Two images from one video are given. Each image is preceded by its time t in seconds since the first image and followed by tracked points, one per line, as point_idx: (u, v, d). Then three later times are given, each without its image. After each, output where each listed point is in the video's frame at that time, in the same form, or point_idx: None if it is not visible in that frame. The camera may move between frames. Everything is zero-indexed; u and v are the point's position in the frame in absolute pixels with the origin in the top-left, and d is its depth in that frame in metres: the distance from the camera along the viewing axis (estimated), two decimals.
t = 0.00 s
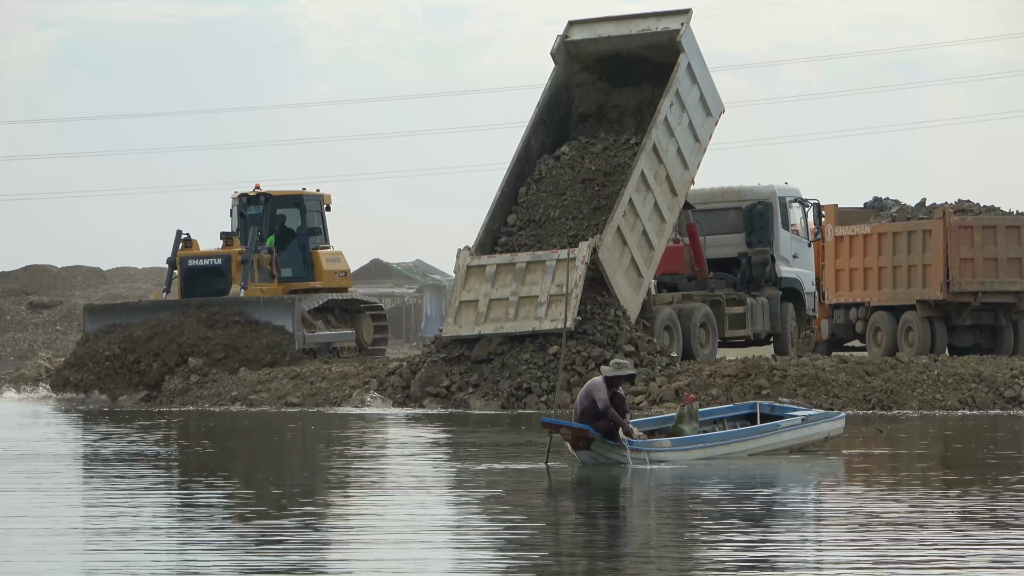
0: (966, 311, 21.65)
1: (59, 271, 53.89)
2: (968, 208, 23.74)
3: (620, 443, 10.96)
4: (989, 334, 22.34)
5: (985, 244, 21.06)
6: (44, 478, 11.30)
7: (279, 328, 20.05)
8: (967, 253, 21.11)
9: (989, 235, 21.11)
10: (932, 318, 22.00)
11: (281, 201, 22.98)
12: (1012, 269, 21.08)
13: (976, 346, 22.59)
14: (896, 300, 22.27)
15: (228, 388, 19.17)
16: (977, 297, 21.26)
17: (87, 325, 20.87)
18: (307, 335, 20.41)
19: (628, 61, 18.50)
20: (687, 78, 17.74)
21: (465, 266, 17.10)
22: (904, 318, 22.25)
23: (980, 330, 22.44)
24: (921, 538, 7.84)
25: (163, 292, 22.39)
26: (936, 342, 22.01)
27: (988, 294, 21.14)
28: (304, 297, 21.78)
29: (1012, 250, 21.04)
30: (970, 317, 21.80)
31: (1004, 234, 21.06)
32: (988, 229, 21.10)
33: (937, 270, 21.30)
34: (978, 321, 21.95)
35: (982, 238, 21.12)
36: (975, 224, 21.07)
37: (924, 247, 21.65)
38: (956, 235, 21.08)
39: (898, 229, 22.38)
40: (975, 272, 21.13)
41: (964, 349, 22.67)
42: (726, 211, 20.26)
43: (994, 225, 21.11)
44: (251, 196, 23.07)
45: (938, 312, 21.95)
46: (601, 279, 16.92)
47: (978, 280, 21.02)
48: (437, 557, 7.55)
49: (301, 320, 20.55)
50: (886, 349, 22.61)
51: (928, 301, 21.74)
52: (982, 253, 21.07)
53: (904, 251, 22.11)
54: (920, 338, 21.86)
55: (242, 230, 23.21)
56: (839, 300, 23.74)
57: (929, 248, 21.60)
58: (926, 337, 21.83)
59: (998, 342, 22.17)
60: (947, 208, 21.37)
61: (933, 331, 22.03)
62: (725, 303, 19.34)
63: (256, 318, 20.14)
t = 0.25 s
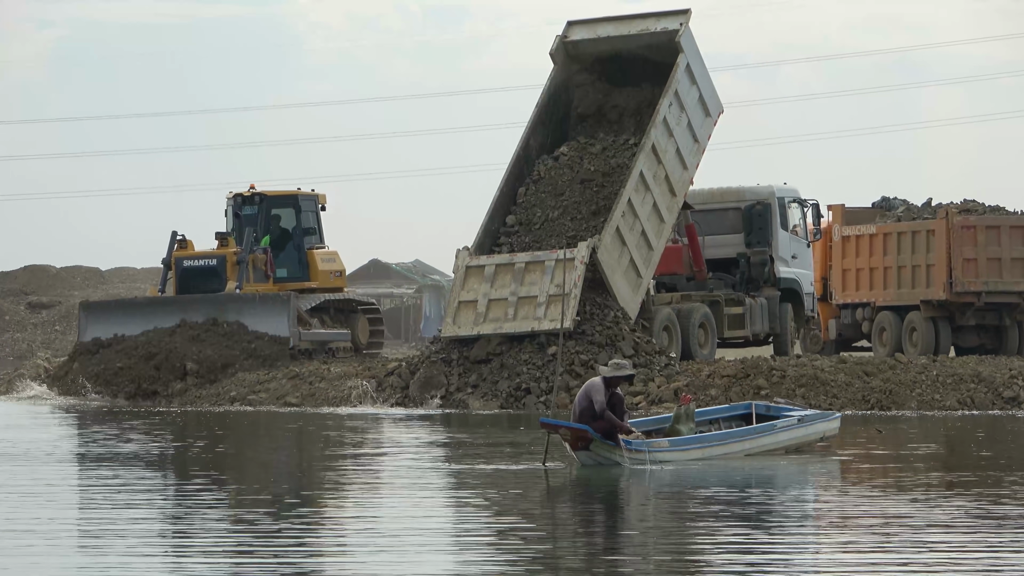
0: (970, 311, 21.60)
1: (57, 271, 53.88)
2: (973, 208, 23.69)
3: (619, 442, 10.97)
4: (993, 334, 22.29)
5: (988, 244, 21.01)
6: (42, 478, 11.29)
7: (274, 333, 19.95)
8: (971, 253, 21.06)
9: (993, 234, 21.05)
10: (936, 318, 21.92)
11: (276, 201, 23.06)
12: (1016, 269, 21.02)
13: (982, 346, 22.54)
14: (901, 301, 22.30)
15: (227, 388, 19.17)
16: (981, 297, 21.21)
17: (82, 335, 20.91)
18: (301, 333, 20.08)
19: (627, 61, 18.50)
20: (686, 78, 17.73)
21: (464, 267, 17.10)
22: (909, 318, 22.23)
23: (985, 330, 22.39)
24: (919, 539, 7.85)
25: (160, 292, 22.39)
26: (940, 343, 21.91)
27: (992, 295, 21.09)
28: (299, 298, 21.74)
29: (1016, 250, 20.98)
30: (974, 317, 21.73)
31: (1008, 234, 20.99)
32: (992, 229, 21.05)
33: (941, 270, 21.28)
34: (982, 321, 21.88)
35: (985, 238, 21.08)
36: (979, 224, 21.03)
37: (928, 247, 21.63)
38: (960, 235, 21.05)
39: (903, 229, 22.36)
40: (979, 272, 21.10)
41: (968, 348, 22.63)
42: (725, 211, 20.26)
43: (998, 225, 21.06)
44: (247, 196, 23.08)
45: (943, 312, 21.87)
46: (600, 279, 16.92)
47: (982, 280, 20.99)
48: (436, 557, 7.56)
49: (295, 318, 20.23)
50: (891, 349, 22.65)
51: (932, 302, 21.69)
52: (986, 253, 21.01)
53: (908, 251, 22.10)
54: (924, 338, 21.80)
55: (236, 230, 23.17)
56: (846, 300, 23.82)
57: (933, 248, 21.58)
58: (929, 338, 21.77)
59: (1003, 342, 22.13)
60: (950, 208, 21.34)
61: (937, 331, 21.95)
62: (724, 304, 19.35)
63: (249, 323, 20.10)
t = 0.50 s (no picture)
0: (971, 310, 21.60)
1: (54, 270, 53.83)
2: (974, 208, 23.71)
3: (616, 443, 10.96)
4: (996, 334, 22.28)
5: (989, 244, 21.04)
6: (37, 478, 11.26)
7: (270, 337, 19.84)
8: (971, 253, 21.08)
9: (994, 234, 21.07)
10: (938, 317, 21.87)
11: (274, 200, 22.98)
12: (1018, 268, 21.04)
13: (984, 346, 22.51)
14: (903, 300, 22.30)
15: (226, 388, 19.18)
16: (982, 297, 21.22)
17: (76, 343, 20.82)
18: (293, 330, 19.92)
19: (625, 61, 18.50)
20: (684, 77, 17.71)
21: (461, 266, 17.11)
22: (911, 317, 22.21)
23: (987, 330, 22.38)
24: (917, 538, 7.84)
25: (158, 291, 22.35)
26: (942, 342, 21.81)
27: (994, 294, 21.09)
28: (297, 297, 21.75)
29: (1018, 250, 21.01)
30: (975, 316, 21.72)
31: (1009, 233, 21.03)
32: (993, 228, 21.09)
33: (942, 270, 21.30)
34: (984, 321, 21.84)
35: (986, 237, 21.11)
36: (979, 223, 21.08)
37: (930, 246, 21.65)
38: (961, 234, 21.08)
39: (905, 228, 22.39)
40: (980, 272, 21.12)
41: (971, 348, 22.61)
42: (722, 211, 20.26)
43: (999, 225, 21.09)
44: (244, 196, 23.02)
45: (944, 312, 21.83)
46: (598, 278, 16.91)
47: (982, 279, 21.00)
48: (433, 557, 7.54)
49: (293, 319, 20.16)
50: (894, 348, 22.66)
51: (934, 301, 21.67)
52: (986, 253, 21.04)
53: (910, 251, 22.12)
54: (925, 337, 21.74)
55: (234, 230, 23.11)
56: (850, 300, 23.81)
57: (934, 247, 21.60)
58: (931, 337, 21.70)
59: (1006, 342, 22.11)
60: (951, 207, 21.38)
61: (939, 330, 21.88)
62: (722, 303, 19.32)
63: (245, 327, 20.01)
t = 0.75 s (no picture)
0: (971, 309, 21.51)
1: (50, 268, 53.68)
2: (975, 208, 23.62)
3: (611, 443, 10.87)
4: (997, 333, 22.17)
5: (989, 243, 20.96)
6: (27, 477, 11.12)
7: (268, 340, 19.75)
8: (971, 251, 21.00)
9: (993, 233, 20.99)
10: (938, 316, 21.77)
11: (273, 199, 22.88)
12: (1018, 267, 20.96)
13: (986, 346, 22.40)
14: (904, 299, 22.20)
15: (220, 385, 19.06)
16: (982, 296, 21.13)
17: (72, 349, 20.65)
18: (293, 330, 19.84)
19: (624, 60, 18.44)
20: (682, 75, 17.60)
21: (461, 263, 17.03)
22: (912, 316, 22.13)
23: (988, 330, 22.29)
24: (917, 538, 7.72)
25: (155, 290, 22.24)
26: (942, 341, 21.75)
27: (994, 293, 21.00)
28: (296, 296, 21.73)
29: (1018, 249, 20.93)
30: (976, 316, 21.63)
31: (1010, 232, 20.96)
32: (992, 227, 21.00)
33: (941, 269, 21.22)
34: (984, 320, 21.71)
35: (986, 236, 21.03)
36: (979, 222, 20.99)
37: (930, 245, 21.56)
38: (960, 232, 20.99)
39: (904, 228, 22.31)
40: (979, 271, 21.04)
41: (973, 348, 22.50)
42: (720, 210, 20.18)
43: (999, 224, 21.01)
44: (243, 194, 22.93)
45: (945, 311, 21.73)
46: (597, 278, 16.81)
47: (982, 278, 20.92)
48: (425, 556, 7.41)
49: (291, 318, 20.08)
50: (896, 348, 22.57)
51: (934, 300, 21.58)
52: (986, 252, 20.96)
53: (910, 250, 22.02)
54: (925, 336, 21.68)
55: (233, 229, 23.05)
56: (855, 299, 23.69)
57: (933, 246, 21.52)
58: (931, 337, 21.64)
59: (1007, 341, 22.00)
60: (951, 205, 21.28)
61: (939, 329, 21.81)
62: (720, 302, 19.21)
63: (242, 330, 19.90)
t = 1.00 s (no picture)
0: (969, 308, 21.39)
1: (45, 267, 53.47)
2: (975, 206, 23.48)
3: (605, 442, 10.72)
4: (995, 332, 22.04)
5: (987, 242, 20.84)
6: (15, 477, 10.95)
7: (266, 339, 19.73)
8: (968, 250, 20.88)
9: (991, 232, 20.86)
10: (936, 314, 21.67)
11: (272, 197, 22.71)
12: (1016, 266, 20.85)
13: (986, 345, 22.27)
14: (903, 297, 22.06)
15: (212, 383, 18.88)
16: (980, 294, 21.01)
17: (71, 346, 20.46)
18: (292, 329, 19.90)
19: (624, 58, 18.32)
20: (683, 74, 17.45)
21: (464, 259, 17.02)
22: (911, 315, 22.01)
23: (987, 329, 22.17)
24: (920, 538, 7.57)
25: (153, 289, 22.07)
26: (940, 340, 21.63)
27: (991, 292, 20.89)
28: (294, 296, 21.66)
29: (1016, 248, 20.81)
30: (974, 315, 21.47)
31: (1008, 231, 20.84)
32: (990, 226, 20.86)
33: (938, 268, 21.09)
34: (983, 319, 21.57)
35: (983, 235, 20.91)
36: (977, 220, 20.84)
37: (927, 244, 21.43)
38: (958, 232, 20.82)
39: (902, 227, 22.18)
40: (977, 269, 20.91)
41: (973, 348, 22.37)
42: (717, 208, 20.08)
43: (997, 223, 20.87)
44: (243, 193, 22.77)
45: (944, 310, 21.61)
46: (599, 276, 16.71)
47: (980, 278, 20.80)
48: (419, 556, 7.25)
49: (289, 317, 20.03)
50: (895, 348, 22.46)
51: (932, 298, 21.46)
52: (983, 250, 20.85)
53: (909, 248, 21.87)
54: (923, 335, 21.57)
55: (233, 227, 22.91)
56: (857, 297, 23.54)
57: (931, 245, 21.39)
58: (929, 336, 21.53)
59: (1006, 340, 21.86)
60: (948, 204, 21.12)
61: (937, 328, 21.68)
62: (718, 301, 19.06)
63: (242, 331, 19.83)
